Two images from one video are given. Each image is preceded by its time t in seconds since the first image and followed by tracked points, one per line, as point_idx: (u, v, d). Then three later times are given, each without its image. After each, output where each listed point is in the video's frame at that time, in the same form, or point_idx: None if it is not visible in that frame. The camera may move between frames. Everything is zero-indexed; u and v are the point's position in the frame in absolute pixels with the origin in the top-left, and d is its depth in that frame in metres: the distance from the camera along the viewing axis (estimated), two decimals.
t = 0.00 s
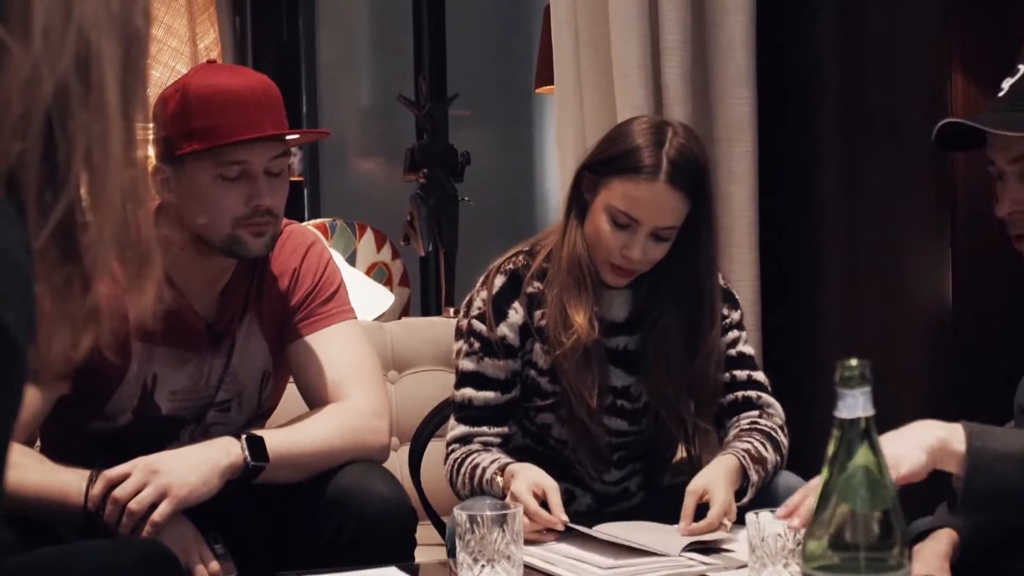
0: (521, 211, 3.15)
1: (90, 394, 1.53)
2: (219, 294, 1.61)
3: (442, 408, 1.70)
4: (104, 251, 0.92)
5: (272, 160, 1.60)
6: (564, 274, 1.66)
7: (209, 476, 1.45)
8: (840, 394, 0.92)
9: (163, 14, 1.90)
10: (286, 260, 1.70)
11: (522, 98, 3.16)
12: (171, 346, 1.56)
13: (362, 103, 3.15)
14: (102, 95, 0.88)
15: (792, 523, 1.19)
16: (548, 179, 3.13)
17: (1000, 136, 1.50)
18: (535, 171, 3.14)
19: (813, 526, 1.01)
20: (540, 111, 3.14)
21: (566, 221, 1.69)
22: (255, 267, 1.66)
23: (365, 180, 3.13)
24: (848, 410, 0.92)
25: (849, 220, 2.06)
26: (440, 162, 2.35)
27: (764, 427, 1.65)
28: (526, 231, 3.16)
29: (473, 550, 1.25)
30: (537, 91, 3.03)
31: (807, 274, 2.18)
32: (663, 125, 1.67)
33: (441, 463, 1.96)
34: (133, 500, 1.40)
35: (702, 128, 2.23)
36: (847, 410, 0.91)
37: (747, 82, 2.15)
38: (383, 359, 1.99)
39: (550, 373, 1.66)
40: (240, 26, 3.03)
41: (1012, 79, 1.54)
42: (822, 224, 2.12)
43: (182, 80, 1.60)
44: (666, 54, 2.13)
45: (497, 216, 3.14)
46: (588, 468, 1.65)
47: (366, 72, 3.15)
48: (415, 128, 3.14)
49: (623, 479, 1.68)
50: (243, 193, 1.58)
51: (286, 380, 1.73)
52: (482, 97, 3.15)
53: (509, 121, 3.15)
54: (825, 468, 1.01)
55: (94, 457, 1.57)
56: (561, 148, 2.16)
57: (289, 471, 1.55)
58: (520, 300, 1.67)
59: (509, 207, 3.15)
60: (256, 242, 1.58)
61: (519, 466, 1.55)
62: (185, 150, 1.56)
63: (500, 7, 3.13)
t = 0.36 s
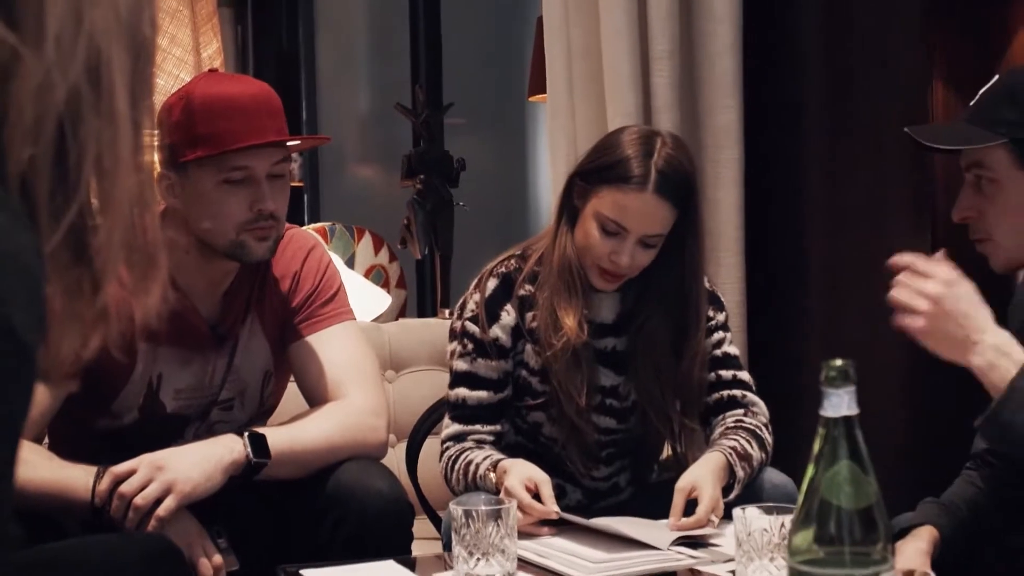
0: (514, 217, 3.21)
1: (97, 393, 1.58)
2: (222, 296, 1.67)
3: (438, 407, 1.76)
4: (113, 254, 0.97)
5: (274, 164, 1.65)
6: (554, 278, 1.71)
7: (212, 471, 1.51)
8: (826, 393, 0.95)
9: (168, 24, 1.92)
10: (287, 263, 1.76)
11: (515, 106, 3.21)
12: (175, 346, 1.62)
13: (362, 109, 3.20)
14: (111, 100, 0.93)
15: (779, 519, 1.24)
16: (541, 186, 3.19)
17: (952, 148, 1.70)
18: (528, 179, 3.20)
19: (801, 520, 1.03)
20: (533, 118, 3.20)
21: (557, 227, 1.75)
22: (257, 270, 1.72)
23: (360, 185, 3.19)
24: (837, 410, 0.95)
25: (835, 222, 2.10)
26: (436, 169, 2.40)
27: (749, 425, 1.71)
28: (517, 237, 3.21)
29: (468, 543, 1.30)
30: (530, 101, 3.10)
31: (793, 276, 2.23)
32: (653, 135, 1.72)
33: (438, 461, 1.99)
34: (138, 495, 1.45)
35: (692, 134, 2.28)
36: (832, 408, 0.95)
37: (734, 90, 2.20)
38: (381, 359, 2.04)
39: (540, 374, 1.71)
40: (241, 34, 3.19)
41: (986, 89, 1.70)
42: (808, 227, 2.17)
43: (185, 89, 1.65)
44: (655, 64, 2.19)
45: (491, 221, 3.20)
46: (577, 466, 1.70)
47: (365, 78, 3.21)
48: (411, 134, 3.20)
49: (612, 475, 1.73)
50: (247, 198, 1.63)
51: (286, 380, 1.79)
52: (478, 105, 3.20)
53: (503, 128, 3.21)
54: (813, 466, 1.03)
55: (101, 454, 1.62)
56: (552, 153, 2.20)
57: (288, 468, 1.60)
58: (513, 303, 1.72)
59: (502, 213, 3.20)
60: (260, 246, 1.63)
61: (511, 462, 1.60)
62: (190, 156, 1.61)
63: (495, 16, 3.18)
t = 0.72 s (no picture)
0: (508, 223, 3.28)
1: (106, 391, 1.64)
2: (228, 296, 1.74)
3: (435, 404, 1.83)
4: (123, 256, 1.00)
5: (281, 170, 1.72)
6: (548, 280, 1.77)
7: (218, 467, 1.57)
8: (809, 392, 1.01)
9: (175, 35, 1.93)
10: (291, 266, 1.82)
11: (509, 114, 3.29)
12: (182, 346, 1.68)
13: (362, 118, 3.28)
14: (120, 109, 0.95)
15: (763, 511, 1.30)
16: (534, 193, 3.26)
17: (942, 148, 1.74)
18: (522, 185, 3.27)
19: (785, 514, 1.12)
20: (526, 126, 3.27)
21: (551, 232, 1.81)
22: (262, 272, 1.79)
23: (360, 190, 3.27)
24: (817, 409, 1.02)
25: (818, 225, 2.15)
26: (435, 174, 2.46)
27: (736, 422, 1.77)
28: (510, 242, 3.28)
29: (466, 535, 1.38)
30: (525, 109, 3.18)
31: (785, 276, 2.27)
32: (644, 145, 1.79)
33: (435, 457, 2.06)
34: (147, 490, 1.51)
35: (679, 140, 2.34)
36: (815, 406, 1.00)
37: (721, 97, 2.26)
38: (381, 358, 2.10)
39: (534, 373, 1.78)
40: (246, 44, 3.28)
41: (971, 94, 1.78)
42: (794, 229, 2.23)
43: (194, 98, 1.71)
44: (644, 76, 2.25)
45: (486, 227, 3.26)
46: (570, 461, 1.77)
47: (364, 83, 3.28)
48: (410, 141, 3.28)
49: (604, 470, 1.80)
50: (255, 202, 1.70)
51: (290, 377, 1.86)
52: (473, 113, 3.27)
53: (498, 136, 3.28)
54: (796, 464, 1.12)
55: (109, 448, 1.69)
56: (546, 160, 2.26)
57: (292, 463, 1.67)
58: (507, 305, 1.79)
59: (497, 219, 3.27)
60: (267, 249, 1.70)
61: (506, 458, 1.65)
62: (200, 162, 1.67)
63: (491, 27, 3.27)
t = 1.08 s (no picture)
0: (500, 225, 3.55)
1: (110, 390, 1.71)
2: (229, 298, 1.80)
3: (428, 403, 1.89)
4: (127, 258, 1.02)
5: (282, 176, 1.79)
6: (537, 284, 1.83)
7: (219, 463, 1.63)
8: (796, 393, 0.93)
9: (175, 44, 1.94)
10: (291, 268, 1.89)
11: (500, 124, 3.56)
12: (185, 346, 1.74)
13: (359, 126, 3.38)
14: (125, 117, 0.98)
15: (745, 504, 1.37)
16: (524, 198, 3.58)
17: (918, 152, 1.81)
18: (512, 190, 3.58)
19: (767, 507, 1.07)
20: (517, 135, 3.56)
21: (539, 237, 1.88)
22: (262, 275, 1.85)
23: (358, 198, 3.39)
24: (797, 408, 0.97)
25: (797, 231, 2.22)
26: (429, 180, 2.51)
27: (718, 418, 1.84)
28: (503, 243, 3.56)
29: (459, 527, 1.43)
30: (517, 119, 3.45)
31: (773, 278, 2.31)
32: (630, 153, 1.85)
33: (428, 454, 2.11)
34: (150, 485, 1.58)
35: (662, 148, 2.42)
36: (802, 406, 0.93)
37: (703, 107, 2.34)
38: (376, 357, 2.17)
39: (523, 372, 1.84)
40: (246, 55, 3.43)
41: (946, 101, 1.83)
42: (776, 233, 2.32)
43: (196, 106, 1.77)
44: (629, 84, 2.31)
45: (481, 228, 3.52)
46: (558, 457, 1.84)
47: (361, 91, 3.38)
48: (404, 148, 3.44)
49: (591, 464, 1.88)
50: (257, 207, 1.76)
51: (288, 376, 1.93)
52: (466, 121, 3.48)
53: (489, 144, 3.53)
54: (777, 458, 1.08)
55: (113, 445, 1.75)
56: (536, 167, 2.33)
57: (293, 459, 1.74)
58: (497, 307, 1.85)
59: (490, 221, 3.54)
60: (266, 253, 1.77)
61: (507, 454, 1.73)
62: (204, 168, 1.74)
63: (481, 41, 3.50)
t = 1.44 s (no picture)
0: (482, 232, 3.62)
1: (109, 390, 1.77)
2: (224, 301, 1.87)
3: (415, 402, 1.96)
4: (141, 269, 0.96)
5: (275, 184, 1.87)
6: (520, 288, 1.91)
7: (213, 460, 1.70)
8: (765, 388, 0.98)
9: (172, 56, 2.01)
10: (284, 272, 1.97)
11: (484, 133, 3.63)
12: (181, 347, 1.81)
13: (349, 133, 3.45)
14: (139, 134, 0.94)
15: (722, 499, 1.43)
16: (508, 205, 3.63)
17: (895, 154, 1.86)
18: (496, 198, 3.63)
19: (743, 502, 1.09)
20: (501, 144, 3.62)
21: (522, 243, 1.95)
22: (256, 279, 1.92)
23: (348, 204, 3.46)
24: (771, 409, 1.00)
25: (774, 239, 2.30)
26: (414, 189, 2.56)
27: (694, 417, 1.91)
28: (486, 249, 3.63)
29: (446, 522, 1.50)
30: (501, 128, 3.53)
31: (753, 281, 2.37)
32: (611, 163, 1.93)
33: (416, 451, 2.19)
34: (147, 482, 1.64)
35: (643, 157, 2.49)
36: (771, 402, 0.98)
37: (680, 118, 2.42)
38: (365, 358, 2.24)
39: (507, 373, 1.92)
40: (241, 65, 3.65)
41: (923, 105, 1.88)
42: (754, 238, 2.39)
43: (193, 117, 1.84)
44: (609, 98, 2.39)
45: (462, 232, 3.59)
46: (540, 454, 1.91)
47: (352, 99, 3.45)
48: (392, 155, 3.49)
49: (572, 462, 1.94)
50: (251, 214, 1.83)
51: (281, 376, 2.01)
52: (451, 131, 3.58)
53: (474, 152, 3.62)
54: (751, 456, 1.10)
55: (111, 443, 1.82)
56: (519, 174, 2.40)
57: (286, 456, 1.81)
58: (482, 310, 1.93)
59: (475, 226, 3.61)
60: (259, 257, 1.83)
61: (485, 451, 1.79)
62: (201, 175, 1.81)
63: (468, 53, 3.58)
